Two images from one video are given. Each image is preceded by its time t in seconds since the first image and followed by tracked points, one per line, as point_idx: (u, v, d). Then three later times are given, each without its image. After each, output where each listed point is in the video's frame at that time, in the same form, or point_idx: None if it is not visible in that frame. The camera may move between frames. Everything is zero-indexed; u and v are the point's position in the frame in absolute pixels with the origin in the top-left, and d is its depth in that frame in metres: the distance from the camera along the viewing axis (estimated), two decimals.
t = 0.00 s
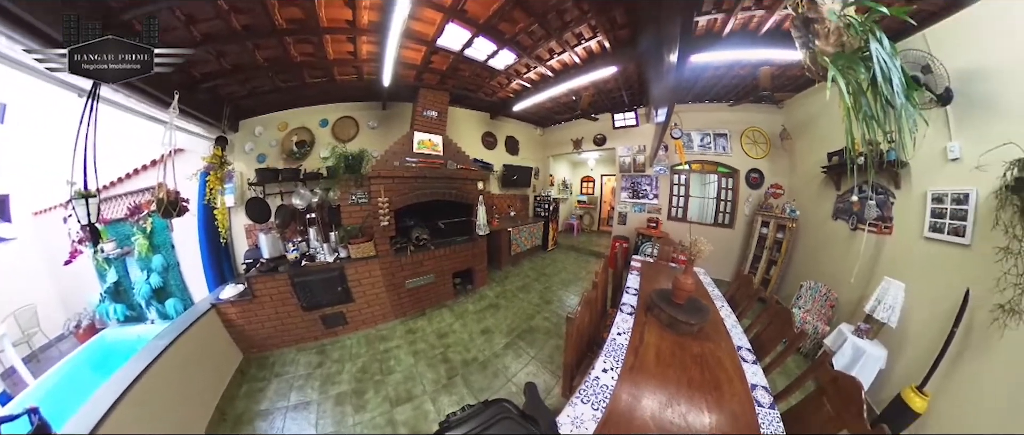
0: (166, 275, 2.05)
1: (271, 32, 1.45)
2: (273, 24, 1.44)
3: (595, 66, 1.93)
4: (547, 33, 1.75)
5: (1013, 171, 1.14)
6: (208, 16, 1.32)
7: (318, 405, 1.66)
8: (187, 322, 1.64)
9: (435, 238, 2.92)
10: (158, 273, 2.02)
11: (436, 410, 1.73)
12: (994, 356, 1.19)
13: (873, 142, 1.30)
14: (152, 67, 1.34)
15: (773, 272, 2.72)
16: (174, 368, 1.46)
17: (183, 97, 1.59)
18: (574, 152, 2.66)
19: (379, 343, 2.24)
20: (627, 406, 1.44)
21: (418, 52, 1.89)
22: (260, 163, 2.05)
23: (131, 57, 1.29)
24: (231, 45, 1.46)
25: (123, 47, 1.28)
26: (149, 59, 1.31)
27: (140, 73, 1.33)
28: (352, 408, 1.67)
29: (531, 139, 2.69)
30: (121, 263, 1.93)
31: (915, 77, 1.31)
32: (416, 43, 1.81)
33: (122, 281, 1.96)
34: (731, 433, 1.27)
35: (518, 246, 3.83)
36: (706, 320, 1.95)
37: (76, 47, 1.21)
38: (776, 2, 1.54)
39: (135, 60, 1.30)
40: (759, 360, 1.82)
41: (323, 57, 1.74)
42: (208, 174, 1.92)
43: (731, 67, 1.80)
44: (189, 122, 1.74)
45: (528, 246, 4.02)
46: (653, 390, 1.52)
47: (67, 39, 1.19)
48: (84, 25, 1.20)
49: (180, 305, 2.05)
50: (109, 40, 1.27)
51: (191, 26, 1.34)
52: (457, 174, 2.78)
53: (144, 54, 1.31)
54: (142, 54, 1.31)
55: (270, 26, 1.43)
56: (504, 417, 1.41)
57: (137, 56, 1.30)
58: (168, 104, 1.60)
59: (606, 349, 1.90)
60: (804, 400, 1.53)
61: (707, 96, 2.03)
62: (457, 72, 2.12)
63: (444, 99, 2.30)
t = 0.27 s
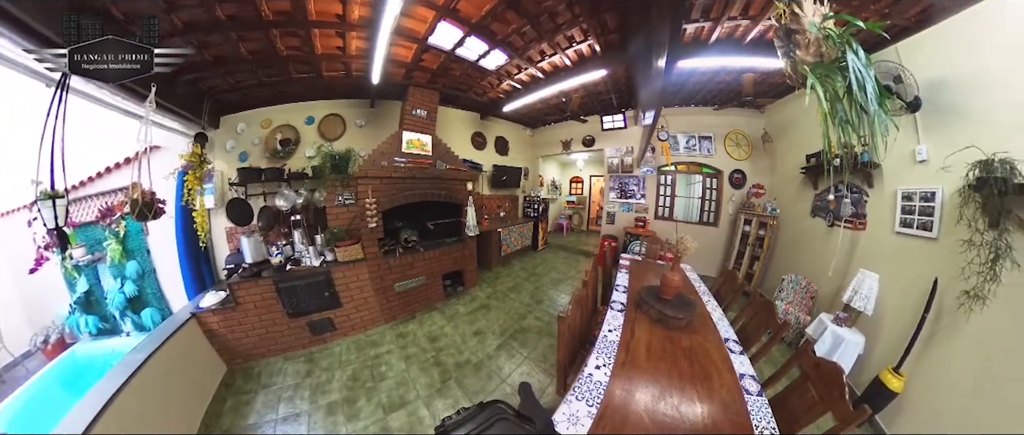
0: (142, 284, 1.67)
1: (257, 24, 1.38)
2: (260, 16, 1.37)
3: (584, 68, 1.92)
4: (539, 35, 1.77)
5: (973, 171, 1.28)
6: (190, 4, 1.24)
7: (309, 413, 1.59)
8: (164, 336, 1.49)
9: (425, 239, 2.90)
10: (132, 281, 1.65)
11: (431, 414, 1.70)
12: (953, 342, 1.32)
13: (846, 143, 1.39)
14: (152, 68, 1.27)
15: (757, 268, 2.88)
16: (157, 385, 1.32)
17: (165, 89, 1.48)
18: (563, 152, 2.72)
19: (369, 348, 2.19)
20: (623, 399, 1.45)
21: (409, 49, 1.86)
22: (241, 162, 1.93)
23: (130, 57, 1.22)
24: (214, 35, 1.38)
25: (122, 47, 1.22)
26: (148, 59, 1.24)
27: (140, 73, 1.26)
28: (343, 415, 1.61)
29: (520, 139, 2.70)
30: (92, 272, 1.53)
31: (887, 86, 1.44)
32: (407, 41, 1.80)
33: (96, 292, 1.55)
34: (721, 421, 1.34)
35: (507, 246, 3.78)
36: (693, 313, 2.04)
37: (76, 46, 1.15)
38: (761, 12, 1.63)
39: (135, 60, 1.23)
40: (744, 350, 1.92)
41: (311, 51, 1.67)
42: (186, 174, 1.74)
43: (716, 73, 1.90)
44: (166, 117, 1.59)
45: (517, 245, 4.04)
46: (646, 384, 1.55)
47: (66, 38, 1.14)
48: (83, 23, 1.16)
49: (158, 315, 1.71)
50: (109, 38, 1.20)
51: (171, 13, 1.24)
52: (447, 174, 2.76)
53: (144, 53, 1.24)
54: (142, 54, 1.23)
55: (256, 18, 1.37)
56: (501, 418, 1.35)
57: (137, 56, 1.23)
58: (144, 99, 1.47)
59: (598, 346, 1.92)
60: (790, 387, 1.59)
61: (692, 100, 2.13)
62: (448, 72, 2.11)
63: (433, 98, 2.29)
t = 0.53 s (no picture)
0: (107, 294, 1.91)
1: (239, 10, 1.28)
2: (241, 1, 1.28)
3: (576, 69, 2.00)
4: (531, 34, 1.73)
5: (946, 171, 1.39)
6: None
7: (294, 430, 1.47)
8: (132, 353, 1.32)
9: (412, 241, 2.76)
10: (96, 291, 1.88)
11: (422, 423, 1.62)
12: (932, 329, 1.44)
13: (829, 145, 1.38)
14: (152, 68, 1.26)
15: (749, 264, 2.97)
16: (126, 408, 1.15)
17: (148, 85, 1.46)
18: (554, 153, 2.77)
19: (356, 358, 2.07)
20: (617, 399, 1.37)
21: (398, 44, 1.77)
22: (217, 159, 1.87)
23: (129, 56, 1.21)
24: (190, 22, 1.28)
25: (122, 46, 1.20)
26: (149, 59, 1.23)
27: (140, 74, 1.25)
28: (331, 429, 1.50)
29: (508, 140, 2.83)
30: (53, 280, 1.73)
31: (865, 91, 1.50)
32: (395, 36, 1.70)
33: (54, 302, 1.71)
34: (719, 418, 1.27)
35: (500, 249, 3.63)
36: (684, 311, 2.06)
37: (76, 46, 1.13)
38: (750, 20, 1.59)
39: (135, 60, 1.22)
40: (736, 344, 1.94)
41: (294, 43, 1.57)
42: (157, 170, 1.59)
43: (705, 77, 1.95)
44: (138, 108, 1.54)
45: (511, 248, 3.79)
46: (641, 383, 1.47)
47: (66, 37, 1.12)
48: (82, 23, 1.14)
49: (125, 328, 1.97)
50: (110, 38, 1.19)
51: None
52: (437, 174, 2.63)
53: (145, 53, 1.22)
54: (143, 53, 1.22)
55: (237, 3, 1.28)
56: (497, 424, 1.26)
57: (137, 56, 1.22)
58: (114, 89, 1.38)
59: (592, 347, 1.84)
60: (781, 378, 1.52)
61: (680, 103, 2.23)
62: (437, 68, 2.06)
63: (420, 95, 2.31)
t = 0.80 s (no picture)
0: (68, 306, 1.54)
1: None
2: None
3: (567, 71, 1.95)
4: (523, 34, 1.70)
5: (922, 170, 1.52)
6: None
7: None
8: (97, 372, 1.17)
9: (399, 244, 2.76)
10: (56, 303, 1.52)
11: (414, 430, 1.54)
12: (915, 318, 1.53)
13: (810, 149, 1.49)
14: (151, 67, 1.33)
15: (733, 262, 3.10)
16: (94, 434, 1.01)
17: (130, 81, 1.40)
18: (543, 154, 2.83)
19: (342, 369, 1.96)
20: (614, 398, 1.37)
21: (386, 39, 1.73)
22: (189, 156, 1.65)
23: (129, 56, 1.27)
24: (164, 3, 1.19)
25: (122, 46, 1.26)
26: (148, 59, 1.29)
27: (140, 73, 1.32)
28: None
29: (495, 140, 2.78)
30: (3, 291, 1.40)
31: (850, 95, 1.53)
32: (384, 29, 1.67)
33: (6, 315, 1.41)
34: (711, 411, 1.30)
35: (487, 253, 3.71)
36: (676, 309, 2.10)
37: (76, 46, 1.18)
38: (738, 26, 1.68)
39: (135, 60, 1.28)
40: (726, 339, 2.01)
41: (278, 34, 1.51)
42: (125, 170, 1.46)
43: (694, 80, 2.00)
44: (101, 96, 1.40)
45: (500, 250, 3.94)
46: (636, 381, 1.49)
47: (68, 38, 1.17)
48: (83, 24, 1.18)
49: (89, 343, 1.59)
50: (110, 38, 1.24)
51: None
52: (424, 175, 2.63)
53: (145, 53, 1.29)
54: (143, 54, 1.29)
55: None
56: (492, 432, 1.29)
57: (136, 56, 1.28)
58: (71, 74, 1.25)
59: (585, 348, 1.83)
60: (773, 370, 1.59)
61: (669, 105, 2.27)
62: (426, 65, 1.97)
63: (409, 92, 2.12)
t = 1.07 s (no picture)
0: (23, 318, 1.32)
1: None
2: None
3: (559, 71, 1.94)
4: (515, 33, 1.67)
5: (900, 170, 1.60)
6: None
7: None
8: (59, 393, 1.02)
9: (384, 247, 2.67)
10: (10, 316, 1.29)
11: None
12: (895, 307, 1.62)
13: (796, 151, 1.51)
14: (152, 68, 1.30)
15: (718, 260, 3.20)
16: None
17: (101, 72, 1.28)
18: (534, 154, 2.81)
19: (329, 380, 1.85)
20: (608, 399, 1.31)
21: (374, 33, 1.62)
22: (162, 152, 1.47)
23: (130, 57, 1.24)
24: None
25: (122, 47, 1.23)
26: (149, 59, 1.27)
27: (140, 73, 1.29)
28: None
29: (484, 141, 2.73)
30: None
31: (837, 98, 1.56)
32: (372, 23, 1.55)
33: None
34: (707, 406, 1.25)
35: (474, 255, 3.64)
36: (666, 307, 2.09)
37: (76, 46, 1.15)
38: (727, 32, 1.64)
39: (135, 60, 1.25)
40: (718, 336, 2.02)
41: (260, 23, 1.40)
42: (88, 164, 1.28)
43: (684, 82, 1.98)
44: (66, 84, 1.24)
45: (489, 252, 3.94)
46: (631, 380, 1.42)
47: (69, 39, 1.14)
48: (84, 24, 1.16)
49: (48, 359, 1.35)
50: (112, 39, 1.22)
51: None
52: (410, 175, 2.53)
53: (144, 53, 1.26)
54: (142, 54, 1.26)
55: None
56: None
57: (136, 56, 1.25)
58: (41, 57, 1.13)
59: (578, 349, 1.76)
60: (763, 363, 1.57)
61: (661, 107, 2.26)
62: (414, 61, 1.89)
63: (396, 90, 1.99)
